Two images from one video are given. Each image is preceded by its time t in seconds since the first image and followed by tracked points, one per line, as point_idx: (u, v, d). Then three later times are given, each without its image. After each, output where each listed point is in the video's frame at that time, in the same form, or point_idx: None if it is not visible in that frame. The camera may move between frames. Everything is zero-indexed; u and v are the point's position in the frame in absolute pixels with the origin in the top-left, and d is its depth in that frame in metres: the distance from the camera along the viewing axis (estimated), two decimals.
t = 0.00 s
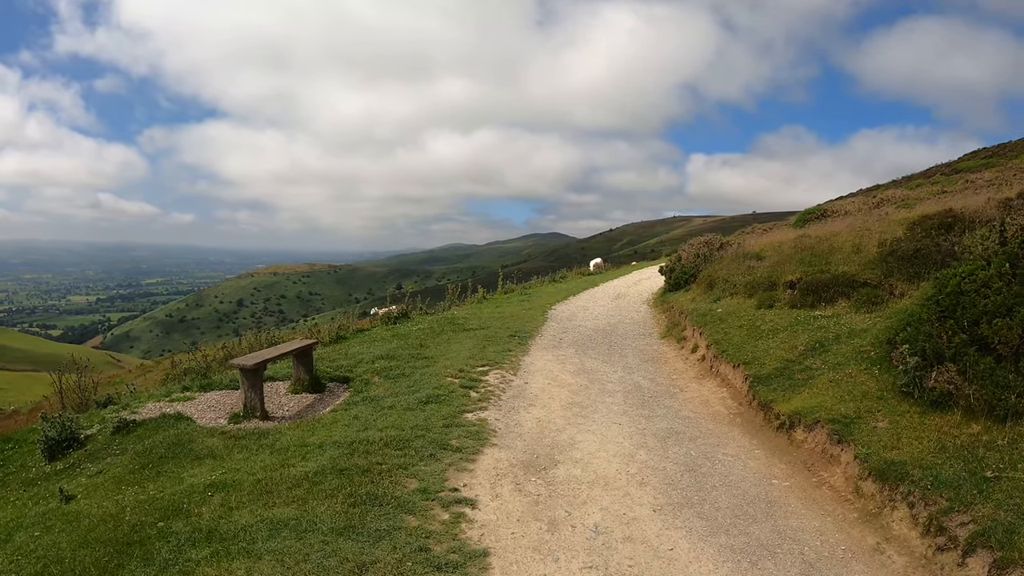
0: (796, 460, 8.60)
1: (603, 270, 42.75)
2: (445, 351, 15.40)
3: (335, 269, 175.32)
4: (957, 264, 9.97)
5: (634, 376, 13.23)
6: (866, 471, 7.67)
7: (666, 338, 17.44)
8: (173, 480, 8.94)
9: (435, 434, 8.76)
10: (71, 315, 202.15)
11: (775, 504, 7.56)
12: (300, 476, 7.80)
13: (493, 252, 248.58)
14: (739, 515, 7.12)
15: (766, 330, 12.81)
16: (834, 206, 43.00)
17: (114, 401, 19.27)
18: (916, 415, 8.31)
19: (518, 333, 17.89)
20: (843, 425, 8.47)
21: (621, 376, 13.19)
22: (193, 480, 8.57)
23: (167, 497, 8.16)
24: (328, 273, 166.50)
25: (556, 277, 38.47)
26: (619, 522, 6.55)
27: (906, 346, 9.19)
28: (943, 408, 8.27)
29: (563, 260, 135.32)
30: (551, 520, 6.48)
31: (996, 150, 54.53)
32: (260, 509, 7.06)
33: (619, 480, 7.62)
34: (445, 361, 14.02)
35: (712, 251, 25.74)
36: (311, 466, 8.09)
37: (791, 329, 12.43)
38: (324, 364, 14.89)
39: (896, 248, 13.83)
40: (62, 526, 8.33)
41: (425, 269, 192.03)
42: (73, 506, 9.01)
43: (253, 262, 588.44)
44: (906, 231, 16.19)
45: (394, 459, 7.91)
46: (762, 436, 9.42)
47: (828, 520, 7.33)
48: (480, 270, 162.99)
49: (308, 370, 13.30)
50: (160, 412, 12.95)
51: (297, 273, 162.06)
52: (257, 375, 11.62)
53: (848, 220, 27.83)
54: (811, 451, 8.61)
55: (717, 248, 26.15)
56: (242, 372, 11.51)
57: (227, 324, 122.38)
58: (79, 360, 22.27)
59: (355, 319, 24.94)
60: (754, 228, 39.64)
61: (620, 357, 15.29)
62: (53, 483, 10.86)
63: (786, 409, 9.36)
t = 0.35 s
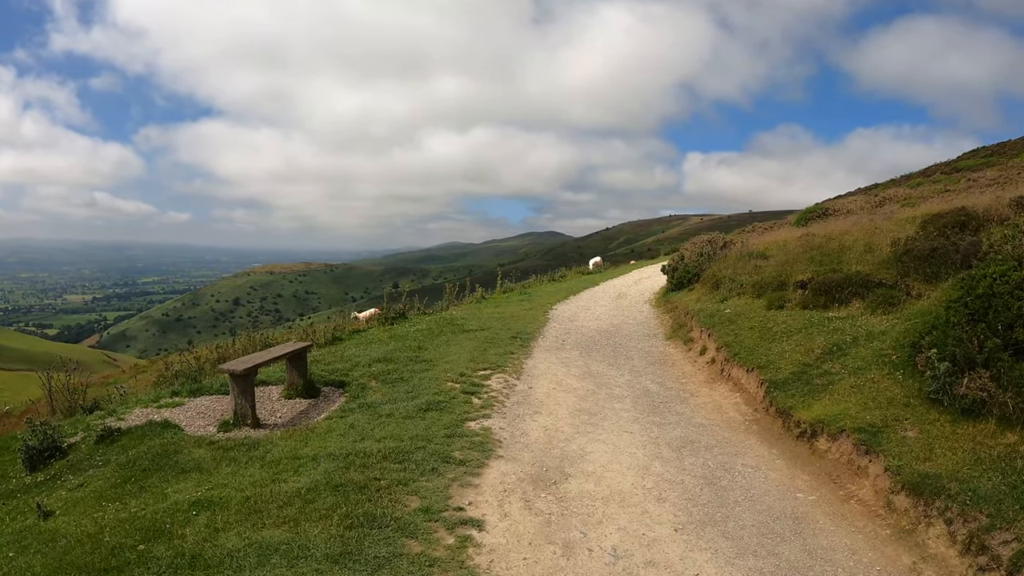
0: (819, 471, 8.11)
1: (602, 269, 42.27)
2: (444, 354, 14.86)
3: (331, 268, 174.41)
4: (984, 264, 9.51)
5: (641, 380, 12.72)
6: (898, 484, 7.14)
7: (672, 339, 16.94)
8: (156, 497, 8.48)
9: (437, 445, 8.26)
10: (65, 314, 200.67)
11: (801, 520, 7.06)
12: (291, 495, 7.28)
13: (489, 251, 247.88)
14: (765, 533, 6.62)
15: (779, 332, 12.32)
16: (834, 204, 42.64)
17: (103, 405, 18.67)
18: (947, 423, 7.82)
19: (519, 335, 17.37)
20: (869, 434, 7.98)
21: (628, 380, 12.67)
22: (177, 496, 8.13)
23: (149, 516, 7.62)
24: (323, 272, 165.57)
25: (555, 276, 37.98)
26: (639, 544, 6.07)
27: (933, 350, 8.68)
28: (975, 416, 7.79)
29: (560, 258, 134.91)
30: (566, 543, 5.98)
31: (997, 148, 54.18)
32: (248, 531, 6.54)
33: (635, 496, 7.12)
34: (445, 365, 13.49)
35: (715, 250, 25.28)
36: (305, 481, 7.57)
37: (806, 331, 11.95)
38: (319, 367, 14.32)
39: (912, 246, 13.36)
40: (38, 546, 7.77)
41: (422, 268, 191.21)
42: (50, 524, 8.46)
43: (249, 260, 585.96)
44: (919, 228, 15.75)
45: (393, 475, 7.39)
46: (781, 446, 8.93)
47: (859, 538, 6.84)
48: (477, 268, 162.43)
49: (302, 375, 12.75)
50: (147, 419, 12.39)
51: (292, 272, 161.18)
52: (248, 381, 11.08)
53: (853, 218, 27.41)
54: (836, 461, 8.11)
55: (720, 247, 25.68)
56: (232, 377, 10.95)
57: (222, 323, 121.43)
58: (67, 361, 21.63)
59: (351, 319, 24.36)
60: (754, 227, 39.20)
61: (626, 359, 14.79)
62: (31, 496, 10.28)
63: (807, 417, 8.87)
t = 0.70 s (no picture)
0: (838, 483, 7.68)
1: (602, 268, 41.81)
2: (442, 357, 14.38)
3: (327, 267, 173.59)
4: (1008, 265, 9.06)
5: (646, 385, 12.27)
6: (925, 500, 6.68)
7: (675, 342, 16.51)
8: (136, 513, 8.04)
9: (435, 458, 7.83)
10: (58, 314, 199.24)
11: (822, 538, 6.64)
12: (278, 514, 6.85)
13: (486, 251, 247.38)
14: (785, 554, 6.19)
15: (789, 335, 11.89)
16: (835, 204, 42.29)
17: (91, 410, 18.17)
18: (973, 435, 7.39)
19: (519, 337, 16.89)
20: (890, 445, 7.57)
21: (632, 385, 12.23)
22: (157, 513, 7.72)
23: (129, 535, 7.18)
24: (319, 272, 164.79)
25: (554, 276, 37.51)
26: (653, 568, 5.64)
27: (956, 356, 8.24)
28: (1003, 427, 7.37)
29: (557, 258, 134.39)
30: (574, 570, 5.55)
31: (996, 148, 53.94)
32: (231, 553, 6.10)
33: (646, 514, 6.68)
34: (442, 369, 13.00)
35: (717, 250, 24.87)
36: (295, 497, 7.15)
37: (817, 334, 11.52)
38: (312, 371, 13.83)
39: (925, 247, 12.93)
40: (9, 566, 7.31)
41: (419, 267, 190.50)
42: (23, 542, 7.98)
43: (245, 259, 583.82)
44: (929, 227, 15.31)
45: (387, 493, 6.94)
46: (796, 456, 8.50)
47: (883, 557, 6.42)
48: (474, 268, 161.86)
49: (294, 380, 12.28)
50: (132, 426, 11.91)
51: (288, 272, 160.31)
52: (236, 388, 10.62)
53: (856, 218, 27.02)
54: (856, 474, 7.68)
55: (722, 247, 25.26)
56: (220, 384, 10.49)
57: (217, 323, 120.58)
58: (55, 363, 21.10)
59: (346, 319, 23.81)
60: (755, 227, 38.80)
61: (629, 362, 14.34)
62: (8, 509, 9.78)
63: (825, 426, 8.44)
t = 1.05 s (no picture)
0: (856, 498, 7.18)
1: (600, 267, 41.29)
2: (436, 360, 13.84)
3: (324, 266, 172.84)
4: None
5: (649, 389, 11.76)
6: (953, 517, 6.15)
7: (677, 343, 16.00)
8: (106, 529, 7.51)
9: (425, 470, 7.32)
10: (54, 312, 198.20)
11: (842, 559, 6.14)
12: (254, 532, 6.33)
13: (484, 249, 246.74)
14: None
15: (798, 337, 11.39)
16: (836, 203, 41.84)
17: (76, 413, 17.59)
18: (1001, 446, 6.89)
19: (516, 338, 16.37)
20: (911, 456, 7.07)
21: (635, 389, 11.71)
22: (127, 529, 7.18)
23: (94, 554, 6.65)
24: (317, 270, 164.07)
25: (552, 275, 36.98)
26: None
27: (979, 361, 7.74)
28: None
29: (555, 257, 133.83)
30: None
31: (998, 147, 53.50)
32: None
33: (652, 533, 6.18)
34: (436, 372, 12.46)
35: (718, 249, 24.38)
36: (273, 514, 6.63)
37: (827, 336, 11.02)
38: (301, 374, 13.29)
39: (939, 247, 12.44)
40: None
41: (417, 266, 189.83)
42: None
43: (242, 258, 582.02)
44: (940, 224, 14.81)
45: (372, 510, 6.42)
46: (810, 468, 8.00)
47: None
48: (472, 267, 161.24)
49: (282, 384, 11.74)
50: (111, 432, 11.36)
51: (285, 270, 159.51)
52: (219, 392, 10.08)
53: (860, 217, 26.53)
54: (876, 487, 7.17)
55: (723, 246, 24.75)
56: (202, 388, 9.96)
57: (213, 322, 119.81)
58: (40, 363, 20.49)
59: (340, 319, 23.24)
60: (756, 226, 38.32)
61: (631, 365, 13.83)
62: None
63: (841, 436, 7.94)
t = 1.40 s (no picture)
0: (865, 518, 6.84)
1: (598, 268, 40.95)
2: (429, 366, 13.46)
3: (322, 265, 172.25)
4: None
5: (648, 397, 11.41)
6: (967, 543, 5.81)
7: (676, 348, 15.65)
8: (77, 549, 7.13)
9: (411, 489, 6.96)
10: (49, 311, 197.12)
11: None
12: (228, 557, 5.95)
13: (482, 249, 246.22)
14: None
15: (801, 345, 11.05)
16: (835, 203, 41.54)
17: (62, 419, 17.14)
18: (1017, 465, 6.56)
19: (511, 343, 16.00)
20: (923, 475, 6.72)
21: (633, 397, 11.35)
22: (99, 550, 6.79)
23: None
24: (314, 270, 163.45)
25: (550, 275, 36.58)
26: None
27: (993, 375, 7.40)
28: None
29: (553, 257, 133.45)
30: None
31: (997, 147, 53.28)
32: None
33: (651, 559, 5.83)
34: (428, 380, 12.08)
35: (718, 251, 24.04)
36: (250, 536, 6.24)
37: (831, 344, 10.68)
38: (289, 381, 12.90)
39: (946, 252, 12.10)
40: None
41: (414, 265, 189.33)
42: None
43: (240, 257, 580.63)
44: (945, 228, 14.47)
45: (354, 533, 6.06)
46: (815, 485, 7.67)
47: None
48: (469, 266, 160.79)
49: (269, 392, 11.36)
50: (93, 442, 10.96)
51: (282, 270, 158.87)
52: (201, 403, 9.70)
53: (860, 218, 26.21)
54: (885, 507, 6.83)
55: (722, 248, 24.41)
56: (183, 398, 9.56)
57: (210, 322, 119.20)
58: (27, 366, 19.95)
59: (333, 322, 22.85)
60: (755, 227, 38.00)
61: (629, 372, 13.49)
62: None
63: (848, 452, 7.60)
